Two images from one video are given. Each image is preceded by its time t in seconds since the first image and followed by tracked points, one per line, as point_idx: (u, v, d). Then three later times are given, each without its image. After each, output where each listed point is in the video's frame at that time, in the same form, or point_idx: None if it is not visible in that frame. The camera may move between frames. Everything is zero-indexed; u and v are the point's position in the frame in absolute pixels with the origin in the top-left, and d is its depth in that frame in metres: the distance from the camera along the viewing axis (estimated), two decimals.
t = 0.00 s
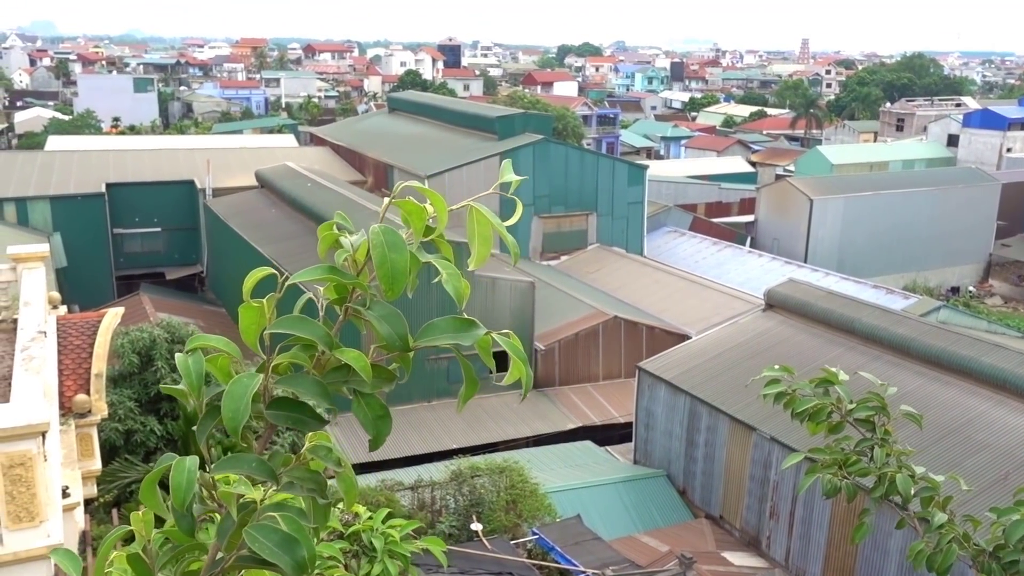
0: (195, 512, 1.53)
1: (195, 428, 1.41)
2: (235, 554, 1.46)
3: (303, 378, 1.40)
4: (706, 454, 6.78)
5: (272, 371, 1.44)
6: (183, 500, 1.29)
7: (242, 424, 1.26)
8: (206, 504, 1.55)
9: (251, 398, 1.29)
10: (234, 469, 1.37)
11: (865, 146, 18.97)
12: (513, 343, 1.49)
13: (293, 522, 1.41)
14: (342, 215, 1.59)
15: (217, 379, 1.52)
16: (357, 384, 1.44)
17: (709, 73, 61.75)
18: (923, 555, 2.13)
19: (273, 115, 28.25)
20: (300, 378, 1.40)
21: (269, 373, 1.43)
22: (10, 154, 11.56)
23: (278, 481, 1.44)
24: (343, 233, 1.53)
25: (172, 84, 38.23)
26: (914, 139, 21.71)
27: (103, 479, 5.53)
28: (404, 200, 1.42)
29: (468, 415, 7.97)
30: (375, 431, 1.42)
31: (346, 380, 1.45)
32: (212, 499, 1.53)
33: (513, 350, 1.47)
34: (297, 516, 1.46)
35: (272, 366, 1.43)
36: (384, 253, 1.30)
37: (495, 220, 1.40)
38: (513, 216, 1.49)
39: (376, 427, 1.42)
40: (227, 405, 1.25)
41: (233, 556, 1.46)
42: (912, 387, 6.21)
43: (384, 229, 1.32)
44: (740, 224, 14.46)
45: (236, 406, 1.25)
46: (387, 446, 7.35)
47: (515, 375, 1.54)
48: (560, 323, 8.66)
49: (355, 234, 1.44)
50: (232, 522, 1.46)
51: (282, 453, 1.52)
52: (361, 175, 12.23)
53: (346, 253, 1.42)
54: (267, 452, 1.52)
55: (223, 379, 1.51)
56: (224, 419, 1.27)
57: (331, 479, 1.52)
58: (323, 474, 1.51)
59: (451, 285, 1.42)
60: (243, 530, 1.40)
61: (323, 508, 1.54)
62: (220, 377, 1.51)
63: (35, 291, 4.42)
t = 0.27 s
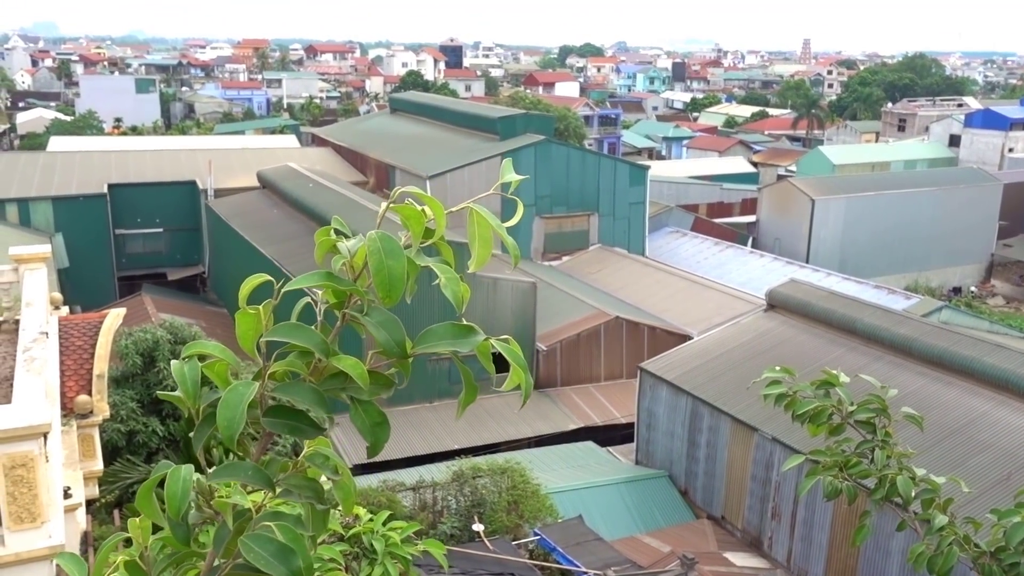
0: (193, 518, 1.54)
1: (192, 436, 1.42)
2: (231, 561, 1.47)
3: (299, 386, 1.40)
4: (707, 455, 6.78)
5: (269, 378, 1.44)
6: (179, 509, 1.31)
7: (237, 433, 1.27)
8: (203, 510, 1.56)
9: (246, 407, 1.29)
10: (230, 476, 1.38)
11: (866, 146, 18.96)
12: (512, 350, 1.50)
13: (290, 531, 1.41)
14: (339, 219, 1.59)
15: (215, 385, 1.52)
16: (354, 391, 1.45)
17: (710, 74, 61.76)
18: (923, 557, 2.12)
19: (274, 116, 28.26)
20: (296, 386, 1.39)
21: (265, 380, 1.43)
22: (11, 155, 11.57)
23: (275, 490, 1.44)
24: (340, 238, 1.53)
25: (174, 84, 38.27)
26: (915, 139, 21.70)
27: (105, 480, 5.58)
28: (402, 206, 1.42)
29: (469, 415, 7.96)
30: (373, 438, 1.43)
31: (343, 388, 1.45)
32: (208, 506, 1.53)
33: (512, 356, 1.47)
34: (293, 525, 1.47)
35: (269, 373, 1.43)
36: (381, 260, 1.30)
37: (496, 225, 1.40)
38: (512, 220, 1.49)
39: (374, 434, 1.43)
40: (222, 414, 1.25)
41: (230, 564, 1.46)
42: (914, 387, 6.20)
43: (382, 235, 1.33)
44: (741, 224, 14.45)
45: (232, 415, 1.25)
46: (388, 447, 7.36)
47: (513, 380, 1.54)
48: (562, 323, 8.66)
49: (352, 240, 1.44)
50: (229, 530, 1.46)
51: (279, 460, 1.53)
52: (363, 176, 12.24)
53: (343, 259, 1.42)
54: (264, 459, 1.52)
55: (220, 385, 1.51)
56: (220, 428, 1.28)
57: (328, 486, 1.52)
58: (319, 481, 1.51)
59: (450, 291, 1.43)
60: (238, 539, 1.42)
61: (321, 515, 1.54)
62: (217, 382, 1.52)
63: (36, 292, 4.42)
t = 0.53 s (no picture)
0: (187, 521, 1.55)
1: (186, 439, 1.44)
2: (225, 564, 1.48)
3: (293, 388, 1.41)
4: (708, 458, 6.78)
5: (263, 381, 1.44)
6: (174, 512, 1.32)
7: (232, 435, 1.27)
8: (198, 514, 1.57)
9: (241, 410, 1.29)
10: (225, 480, 1.39)
11: (867, 149, 18.96)
12: (503, 353, 1.51)
13: (284, 533, 1.42)
14: (332, 224, 1.60)
15: (209, 389, 1.53)
16: (347, 394, 1.45)
17: (711, 77, 61.78)
18: (923, 560, 2.13)
19: (275, 119, 28.29)
20: (291, 389, 1.40)
21: (259, 384, 1.44)
22: (12, 159, 11.58)
23: (270, 492, 1.45)
24: (332, 242, 1.54)
25: (175, 88, 38.32)
26: (916, 142, 21.71)
27: (105, 483, 5.56)
28: (394, 210, 1.43)
29: (470, 419, 7.96)
30: (366, 440, 1.43)
31: (337, 391, 1.46)
32: (203, 510, 1.54)
33: (503, 359, 1.48)
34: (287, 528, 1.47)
35: (263, 377, 1.44)
36: (374, 263, 1.30)
37: (487, 228, 1.42)
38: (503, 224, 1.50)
39: (367, 437, 1.43)
40: (216, 417, 1.26)
41: (224, 567, 1.47)
42: (914, 391, 6.20)
43: (374, 239, 1.33)
44: (742, 227, 14.45)
45: (226, 418, 1.26)
46: (388, 450, 7.35)
47: (505, 383, 1.55)
48: (562, 326, 8.66)
49: (345, 245, 1.45)
50: (223, 533, 1.48)
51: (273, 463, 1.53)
52: (364, 179, 12.25)
53: (336, 263, 1.43)
54: (259, 462, 1.53)
55: (215, 389, 1.52)
56: (214, 430, 1.28)
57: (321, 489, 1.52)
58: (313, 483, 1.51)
59: (442, 294, 1.44)
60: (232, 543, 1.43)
61: (316, 518, 1.52)
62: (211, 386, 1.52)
63: (37, 295, 4.43)
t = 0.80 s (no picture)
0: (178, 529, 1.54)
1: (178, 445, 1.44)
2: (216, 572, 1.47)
3: (285, 396, 1.41)
4: (708, 466, 6.76)
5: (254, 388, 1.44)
6: (165, 519, 1.31)
7: (223, 442, 1.27)
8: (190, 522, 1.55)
9: (232, 417, 1.30)
10: (217, 487, 1.39)
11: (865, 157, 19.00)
12: (494, 360, 1.51)
13: (275, 539, 1.42)
14: (323, 232, 1.60)
15: (201, 396, 1.53)
16: (339, 401, 1.45)
17: (709, 85, 61.87)
18: (920, 568, 2.13)
19: (275, 127, 28.35)
20: (283, 397, 1.40)
21: (251, 391, 1.44)
22: (13, 167, 11.59)
23: (261, 499, 1.45)
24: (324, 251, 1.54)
25: (175, 96, 38.41)
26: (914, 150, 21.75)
27: (104, 492, 5.54)
28: (385, 219, 1.44)
29: (469, 427, 7.95)
30: (358, 448, 1.43)
31: (329, 398, 1.46)
32: (194, 517, 1.54)
33: (495, 366, 1.49)
34: (278, 534, 1.47)
35: (255, 384, 1.44)
36: (365, 271, 1.31)
37: (479, 236, 1.42)
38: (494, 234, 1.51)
39: (358, 444, 1.44)
40: (207, 424, 1.26)
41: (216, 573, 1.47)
42: (914, 398, 6.20)
43: (366, 247, 1.34)
44: (741, 235, 14.46)
45: (218, 425, 1.26)
46: (388, 459, 7.34)
47: (496, 391, 1.55)
48: (562, 334, 8.66)
49: (338, 252, 1.45)
50: (215, 540, 1.47)
51: (265, 470, 1.53)
52: (363, 187, 12.26)
53: (328, 271, 1.44)
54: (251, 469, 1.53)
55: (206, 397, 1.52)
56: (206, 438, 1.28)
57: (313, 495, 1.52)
58: (305, 490, 1.51)
59: (434, 302, 1.44)
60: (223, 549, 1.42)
61: (307, 526, 1.53)
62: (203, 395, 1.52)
63: (37, 303, 4.43)
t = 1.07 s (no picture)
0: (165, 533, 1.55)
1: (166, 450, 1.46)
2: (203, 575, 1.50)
3: (273, 400, 1.42)
4: (707, 473, 6.75)
5: (243, 393, 1.46)
6: (151, 522, 1.33)
7: (211, 445, 1.29)
8: (178, 526, 1.58)
9: (220, 421, 1.32)
10: (204, 491, 1.40)
11: (864, 164, 19.00)
12: (481, 365, 1.53)
13: (260, 543, 1.44)
14: (312, 238, 1.62)
15: (188, 401, 1.54)
16: (327, 406, 1.47)
17: (707, 94, 61.95)
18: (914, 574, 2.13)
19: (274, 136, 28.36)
20: (271, 400, 1.42)
21: (240, 396, 1.45)
22: (12, 176, 11.60)
23: (249, 502, 1.46)
24: (313, 256, 1.55)
25: (174, 106, 38.42)
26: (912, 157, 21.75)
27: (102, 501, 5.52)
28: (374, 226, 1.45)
29: (468, 435, 7.94)
30: (345, 452, 1.44)
31: (316, 402, 1.47)
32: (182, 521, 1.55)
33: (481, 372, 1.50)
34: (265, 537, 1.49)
35: (243, 389, 1.46)
36: (353, 276, 1.32)
37: (467, 244, 1.44)
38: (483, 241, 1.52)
39: (346, 448, 1.44)
40: (195, 427, 1.28)
41: None
42: (913, 406, 6.19)
43: (355, 252, 1.35)
44: (740, 243, 14.47)
45: (205, 428, 1.29)
46: (386, 467, 7.33)
47: (483, 396, 1.56)
48: (561, 342, 8.66)
49: (326, 258, 1.47)
50: (201, 544, 1.50)
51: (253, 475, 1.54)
52: (362, 196, 12.26)
53: (317, 277, 1.45)
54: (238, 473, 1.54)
55: (194, 402, 1.53)
56: (194, 441, 1.30)
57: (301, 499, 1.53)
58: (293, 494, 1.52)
59: (422, 308, 1.46)
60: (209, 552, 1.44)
61: (296, 532, 1.53)
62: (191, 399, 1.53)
63: (34, 312, 4.43)
